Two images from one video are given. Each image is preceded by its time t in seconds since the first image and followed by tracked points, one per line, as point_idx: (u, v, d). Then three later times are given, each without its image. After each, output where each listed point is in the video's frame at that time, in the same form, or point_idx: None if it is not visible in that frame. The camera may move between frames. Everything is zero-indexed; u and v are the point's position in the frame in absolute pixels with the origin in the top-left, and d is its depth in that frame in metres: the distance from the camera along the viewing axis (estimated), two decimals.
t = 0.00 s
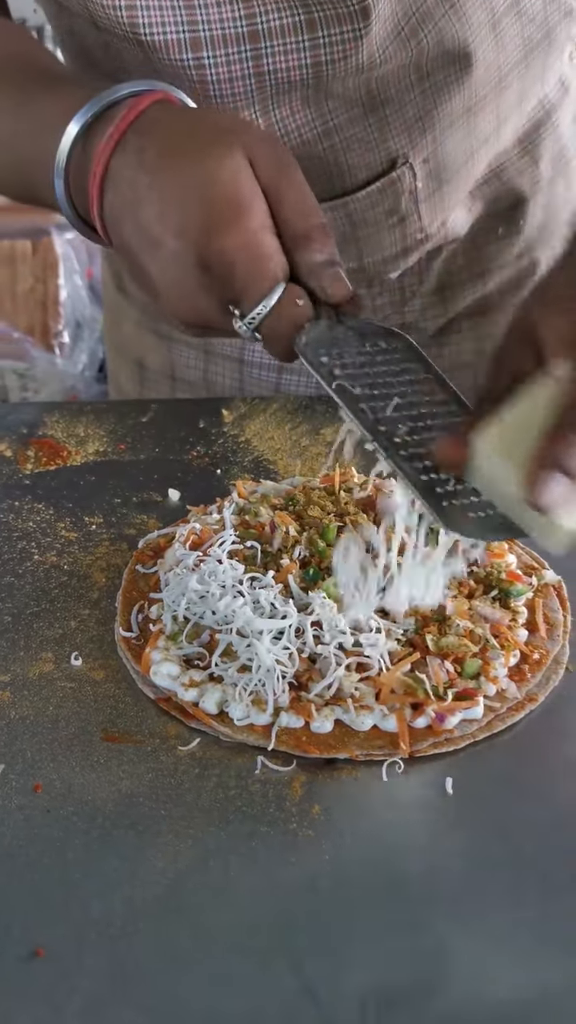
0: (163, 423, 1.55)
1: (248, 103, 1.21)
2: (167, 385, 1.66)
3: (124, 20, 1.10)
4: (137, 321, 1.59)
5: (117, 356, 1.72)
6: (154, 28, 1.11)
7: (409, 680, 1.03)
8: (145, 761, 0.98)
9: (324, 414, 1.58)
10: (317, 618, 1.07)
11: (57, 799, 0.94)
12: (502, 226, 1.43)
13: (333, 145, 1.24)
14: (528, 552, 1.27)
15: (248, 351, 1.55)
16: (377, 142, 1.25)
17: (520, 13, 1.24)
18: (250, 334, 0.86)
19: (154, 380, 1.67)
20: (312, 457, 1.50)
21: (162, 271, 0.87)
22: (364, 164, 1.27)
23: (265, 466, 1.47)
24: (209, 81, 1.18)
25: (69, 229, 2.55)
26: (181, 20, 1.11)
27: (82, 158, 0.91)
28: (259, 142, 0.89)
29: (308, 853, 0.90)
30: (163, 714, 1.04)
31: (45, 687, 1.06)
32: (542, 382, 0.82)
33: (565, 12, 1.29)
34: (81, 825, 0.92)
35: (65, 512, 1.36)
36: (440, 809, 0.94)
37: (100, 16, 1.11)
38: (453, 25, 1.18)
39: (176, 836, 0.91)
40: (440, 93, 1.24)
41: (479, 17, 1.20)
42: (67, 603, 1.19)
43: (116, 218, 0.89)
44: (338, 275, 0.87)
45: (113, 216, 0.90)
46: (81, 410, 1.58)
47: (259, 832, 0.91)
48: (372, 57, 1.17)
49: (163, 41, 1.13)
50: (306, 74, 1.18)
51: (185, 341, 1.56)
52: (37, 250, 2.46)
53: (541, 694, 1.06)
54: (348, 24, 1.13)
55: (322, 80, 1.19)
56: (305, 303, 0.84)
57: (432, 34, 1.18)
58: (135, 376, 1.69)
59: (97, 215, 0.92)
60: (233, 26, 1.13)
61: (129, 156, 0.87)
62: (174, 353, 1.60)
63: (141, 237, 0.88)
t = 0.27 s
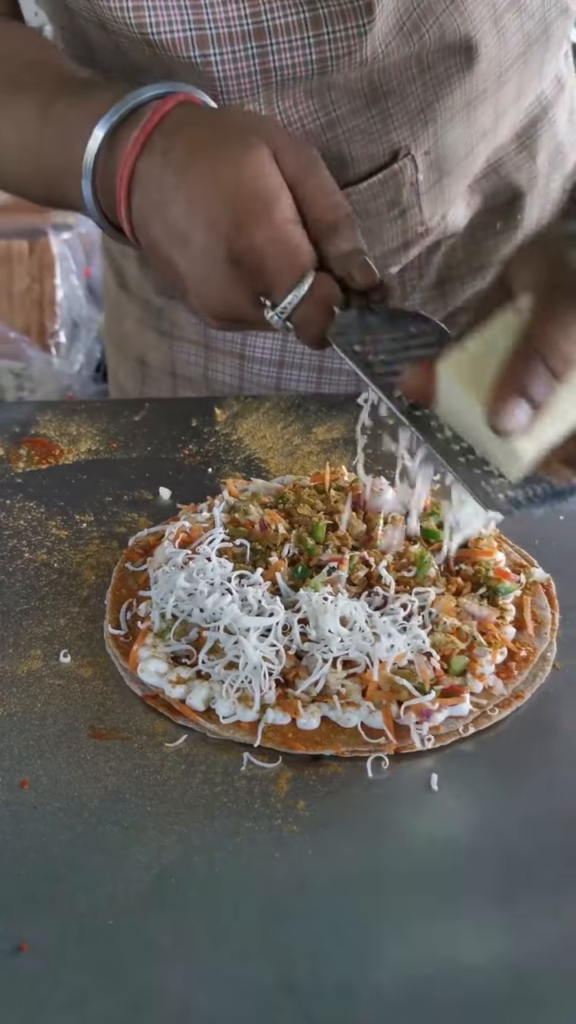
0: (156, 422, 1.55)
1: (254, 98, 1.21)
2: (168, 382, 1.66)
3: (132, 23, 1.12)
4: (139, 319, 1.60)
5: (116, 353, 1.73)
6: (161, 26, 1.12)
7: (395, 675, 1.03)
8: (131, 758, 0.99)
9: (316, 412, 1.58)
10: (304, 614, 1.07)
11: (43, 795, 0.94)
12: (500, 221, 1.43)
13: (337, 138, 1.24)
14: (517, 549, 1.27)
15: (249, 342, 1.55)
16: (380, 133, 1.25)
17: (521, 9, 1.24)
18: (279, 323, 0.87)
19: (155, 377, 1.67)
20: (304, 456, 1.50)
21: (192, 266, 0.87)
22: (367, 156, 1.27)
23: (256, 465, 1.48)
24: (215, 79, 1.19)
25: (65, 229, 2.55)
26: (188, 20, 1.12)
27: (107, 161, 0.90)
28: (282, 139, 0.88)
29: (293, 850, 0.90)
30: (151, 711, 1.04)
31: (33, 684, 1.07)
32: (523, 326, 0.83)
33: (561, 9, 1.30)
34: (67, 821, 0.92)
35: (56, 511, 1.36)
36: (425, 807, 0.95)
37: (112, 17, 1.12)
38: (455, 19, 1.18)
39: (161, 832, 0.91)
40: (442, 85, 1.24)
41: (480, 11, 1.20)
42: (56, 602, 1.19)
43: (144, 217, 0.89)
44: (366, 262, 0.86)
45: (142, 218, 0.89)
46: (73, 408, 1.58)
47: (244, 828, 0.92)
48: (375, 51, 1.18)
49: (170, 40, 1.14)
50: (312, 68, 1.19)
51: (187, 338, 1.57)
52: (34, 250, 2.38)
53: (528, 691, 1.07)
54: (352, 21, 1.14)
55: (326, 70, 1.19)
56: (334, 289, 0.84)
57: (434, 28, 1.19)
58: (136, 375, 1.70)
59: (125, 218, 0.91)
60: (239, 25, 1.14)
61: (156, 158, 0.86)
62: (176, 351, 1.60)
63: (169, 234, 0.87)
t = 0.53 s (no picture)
0: (146, 421, 1.55)
1: (255, 97, 1.24)
2: (167, 378, 1.67)
3: (135, 29, 1.15)
4: (137, 316, 1.62)
5: (113, 353, 1.74)
6: (163, 32, 1.15)
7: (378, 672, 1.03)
8: (115, 756, 0.99)
9: (306, 410, 1.58)
10: (288, 612, 1.07)
11: (27, 794, 0.95)
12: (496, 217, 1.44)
13: (337, 133, 1.27)
14: (505, 547, 1.27)
15: (250, 337, 1.57)
16: (379, 128, 1.27)
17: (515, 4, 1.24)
18: (285, 309, 0.93)
19: (154, 374, 1.68)
20: (293, 456, 1.50)
21: (201, 259, 0.93)
22: (366, 151, 1.29)
23: (245, 464, 1.48)
24: (218, 80, 1.21)
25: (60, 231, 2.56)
26: (189, 24, 1.15)
27: (118, 160, 0.94)
28: (285, 134, 0.94)
29: (275, 847, 0.90)
30: (135, 709, 1.04)
31: (19, 683, 1.07)
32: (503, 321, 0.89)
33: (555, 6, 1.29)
34: (50, 820, 0.92)
35: (45, 510, 1.36)
36: (406, 805, 0.95)
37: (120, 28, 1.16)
38: (452, 15, 1.18)
39: (144, 830, 0.91)
40: (439, 80, 1.24)
41: (477, 9, 1.19)
42: (43, 601, 1.20)
43: (153, 214, 0.93)
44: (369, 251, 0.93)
45: (152, 217, 0.94)
46: (64, 408, 1.58)
47: (226, 826, 0.92)
48: (372, 49, 1.20)
49: (172, 44, 1.17)
50: (312, 68, 1.21)
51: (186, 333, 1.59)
52: (27, 251, 2.40)
53: (512, 688, 1.06)
54: (350, 18, 1.16)
55: (325, 68, 1.21)
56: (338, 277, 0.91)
57: (430, 24, 1.19)
58: (135, 373, 1.71)
59: (134, 216, 0.95)
60: (238, 27, 1.16)
61: (164, 157, 0.91)
62: (175, 346, 1.61)
63: (178, 229, 0.92)
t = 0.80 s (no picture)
0: (136, 422, 1.56)
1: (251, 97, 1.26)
2: (164, 377, 1.68)
3: (130, 32, 1.19)
4: (134, 314, 1.64)
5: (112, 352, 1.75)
6: (158, 35, 1.19)
7: (363, 673, 1.04)
8: (101, 757, 0.99)
9: (297, 410, 1.58)
10: (275, 613, 1.08)
11: (12, 794, 0.95)
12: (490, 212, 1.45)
13: (331, 134, 1.25)
14: (492, 548, 1.28)
15: (247, 333, 1.56)
16: (373, 129, 1.25)
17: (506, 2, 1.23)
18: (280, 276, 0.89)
19: (151, 372, 1.68)
20: (283, 456, 1.50)
21: (194, 237, 0.92)
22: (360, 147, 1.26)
23: (235, 464, 1.48)
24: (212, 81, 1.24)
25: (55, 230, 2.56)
26: (182, 26, 1.19)
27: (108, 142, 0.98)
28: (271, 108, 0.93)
29: (258, 847, 0.91)
30: (121, 710, 1.04)
31: (6, 683, 1.07)
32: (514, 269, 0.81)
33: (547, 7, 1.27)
34: (34, 820, 0.92)
35: (34, 511, 1.36)
36: (390, 806, 0.95)
37: (119, 35, 1.20)
38: (443, 14, 1.19)
39: (128, 830, 0.91)
40: (432, 79, 1.23)
41: (468, 8, 1.20)
42: (31, 602, 1.20)
43: (145, 197, 0.95)
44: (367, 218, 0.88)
45: (144, 199, 0.95)
46: (55, 409, 1.59)
47: (210, 826, 0.92)
48: (364, 49, 1.23)
49: (167, 46, 1.20)
50: (305, 65, 1.24)
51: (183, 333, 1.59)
52: (22, 251, 2.40)
53: (498, 688, 1.07)
54: (342, 16, 1.20)
55: (318, 67, 1.24)
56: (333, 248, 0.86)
57: (421, 23, 1.20)
58: (132, 369, 1.71)
59: (128, 200, 0.97)
60: (231, 28, 1.20)
61: (153, 138, 0.93)
62: (172, 345, 1.62)
63: (168, 208, 0.93)
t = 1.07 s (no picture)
0: (127, 423, 1.56)
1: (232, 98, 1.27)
2: (154, 376, 1.67)
3: (112, 34, 1.22)
4: (122, 314, 1.63)
5: (102, 352, 1.74)
6: (140, 38, 1.22)
7: (349, 676, 1.03)
8: (86, 759, 0.99)
9: (288, 411, 1.58)
10: (261, 616, 1.08)
11: None
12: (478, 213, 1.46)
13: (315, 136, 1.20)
14: (481, 549, 1.28)
15: (235, 334, 1.55)
16: (357, 129, 1.20)
17: (488, 1, 1.22)
18: (273, 270, 0.88)
19: (141, 373, 1.68)
20: (273, 457, 1.50)
21: (186, 228, 0.92)
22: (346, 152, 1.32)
23: (225, 466, 1.48)
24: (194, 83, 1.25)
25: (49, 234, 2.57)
26: (164, 28, 1.21)
27: (105, 144, 0.97)
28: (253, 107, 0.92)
29: (242, 849, 0.91)
30: (107, 713, 1.04)
31: None
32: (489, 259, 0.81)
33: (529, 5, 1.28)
34: (18, 823, 0.92)
35: (23, 513, 1.36)
36: (375, 808, 0.95)
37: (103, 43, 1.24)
38: (424, 15, 1.16)
39: (112, 833, 0.91)
40: (415, 79, 1.19)
41: (448, 8, 1.18)
42: (19, 604, 1.20)
43: (141, 194, 0.95)
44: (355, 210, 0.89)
45: (139, 198, 0.95)
46: (46, 410, 1.59)
47: (194, 829, 0.92)
48: (345, 52, 1.21)
49: (150, 50, 1.23)
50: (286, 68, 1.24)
51: (171, 333, 1.58)
52: (17, 251, 2.47)
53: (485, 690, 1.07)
54: (322, 17, 1.20)
55: (300, 69, 1.24)
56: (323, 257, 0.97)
57: (403, 21, 1.17)
58: (121, 370, 1.71)
59: (123, 199, 0.98)
60: (213, 29, 1.21)
61: (148, 136, 0.93)
62: (161, 345, 1.61)
63: (162, 202, 0.93)
